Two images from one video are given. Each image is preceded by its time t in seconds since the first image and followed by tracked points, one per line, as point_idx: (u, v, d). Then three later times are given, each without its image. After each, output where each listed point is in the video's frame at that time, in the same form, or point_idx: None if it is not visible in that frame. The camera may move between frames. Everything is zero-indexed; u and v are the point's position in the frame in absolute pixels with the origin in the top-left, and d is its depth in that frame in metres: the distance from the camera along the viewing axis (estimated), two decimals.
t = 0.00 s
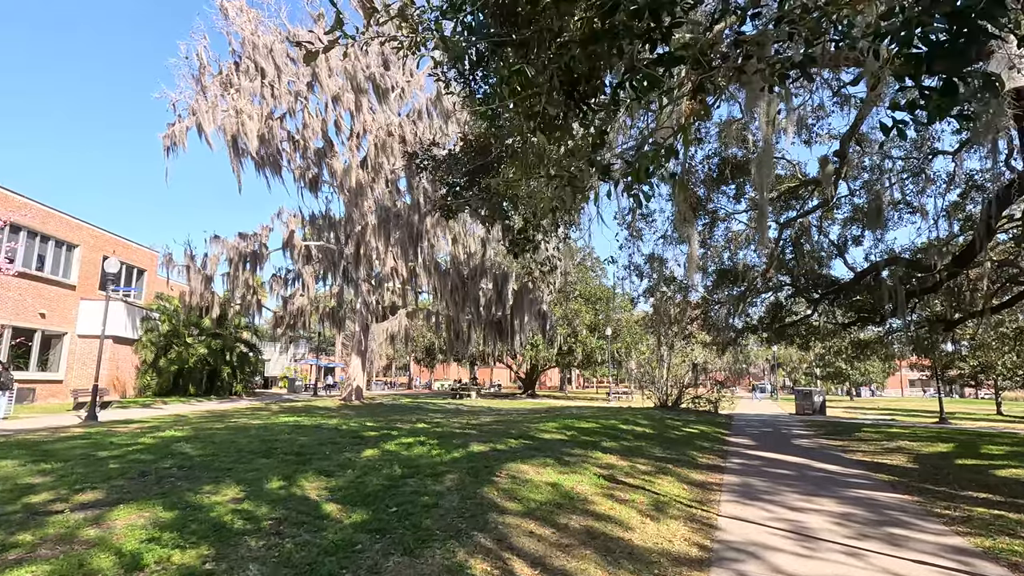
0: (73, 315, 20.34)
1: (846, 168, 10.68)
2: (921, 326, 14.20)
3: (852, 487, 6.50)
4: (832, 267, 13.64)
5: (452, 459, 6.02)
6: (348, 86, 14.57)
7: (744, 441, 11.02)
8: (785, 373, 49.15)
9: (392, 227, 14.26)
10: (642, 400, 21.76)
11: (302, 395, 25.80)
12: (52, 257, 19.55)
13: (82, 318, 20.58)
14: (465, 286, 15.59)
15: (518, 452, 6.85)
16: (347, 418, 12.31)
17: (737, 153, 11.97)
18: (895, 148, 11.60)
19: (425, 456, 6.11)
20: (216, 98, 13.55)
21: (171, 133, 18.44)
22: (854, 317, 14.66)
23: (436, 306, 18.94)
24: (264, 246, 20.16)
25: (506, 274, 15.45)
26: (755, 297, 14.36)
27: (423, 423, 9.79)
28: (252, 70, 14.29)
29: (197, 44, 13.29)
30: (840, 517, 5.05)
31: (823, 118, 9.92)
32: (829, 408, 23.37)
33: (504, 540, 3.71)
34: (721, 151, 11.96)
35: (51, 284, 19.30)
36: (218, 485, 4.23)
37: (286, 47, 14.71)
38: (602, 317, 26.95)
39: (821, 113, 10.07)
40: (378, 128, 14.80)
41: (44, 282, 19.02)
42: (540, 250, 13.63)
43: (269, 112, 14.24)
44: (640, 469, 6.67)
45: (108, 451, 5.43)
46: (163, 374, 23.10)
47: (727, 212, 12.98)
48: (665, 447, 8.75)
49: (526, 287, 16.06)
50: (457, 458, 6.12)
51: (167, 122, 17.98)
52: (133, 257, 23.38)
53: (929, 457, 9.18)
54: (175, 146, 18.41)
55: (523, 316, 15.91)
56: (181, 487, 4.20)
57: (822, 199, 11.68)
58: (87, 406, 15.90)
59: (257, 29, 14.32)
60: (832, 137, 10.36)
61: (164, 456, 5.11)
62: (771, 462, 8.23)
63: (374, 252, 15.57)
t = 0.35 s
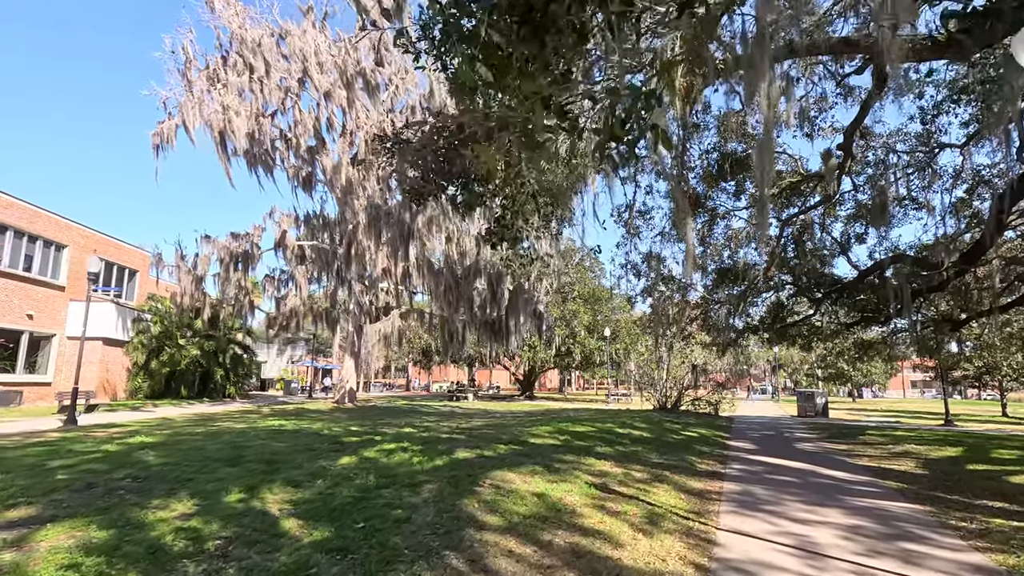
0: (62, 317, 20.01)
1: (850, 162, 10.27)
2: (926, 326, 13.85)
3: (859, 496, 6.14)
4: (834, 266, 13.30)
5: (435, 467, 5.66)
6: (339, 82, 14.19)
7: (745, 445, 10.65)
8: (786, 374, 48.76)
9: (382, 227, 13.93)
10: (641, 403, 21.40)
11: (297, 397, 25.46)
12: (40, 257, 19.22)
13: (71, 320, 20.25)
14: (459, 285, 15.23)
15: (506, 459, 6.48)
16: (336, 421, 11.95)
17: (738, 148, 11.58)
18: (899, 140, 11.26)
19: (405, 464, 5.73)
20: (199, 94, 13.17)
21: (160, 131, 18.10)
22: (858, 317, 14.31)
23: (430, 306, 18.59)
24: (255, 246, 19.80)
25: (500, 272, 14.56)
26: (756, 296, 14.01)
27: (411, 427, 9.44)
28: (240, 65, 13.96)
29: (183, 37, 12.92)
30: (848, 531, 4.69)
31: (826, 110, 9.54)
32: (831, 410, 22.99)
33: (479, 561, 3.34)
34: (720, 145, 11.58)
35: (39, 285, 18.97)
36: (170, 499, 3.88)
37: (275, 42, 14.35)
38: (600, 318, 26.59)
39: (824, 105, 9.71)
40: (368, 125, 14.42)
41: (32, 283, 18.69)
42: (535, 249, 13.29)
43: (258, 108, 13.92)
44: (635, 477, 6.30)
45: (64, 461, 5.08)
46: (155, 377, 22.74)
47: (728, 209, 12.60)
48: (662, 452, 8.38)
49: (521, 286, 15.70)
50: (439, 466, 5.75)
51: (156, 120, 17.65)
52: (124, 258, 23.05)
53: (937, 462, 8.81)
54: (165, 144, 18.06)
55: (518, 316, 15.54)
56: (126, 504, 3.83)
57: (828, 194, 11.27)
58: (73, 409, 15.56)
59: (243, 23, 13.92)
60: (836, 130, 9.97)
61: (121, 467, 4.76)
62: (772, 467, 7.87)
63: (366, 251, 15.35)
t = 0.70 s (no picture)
0: (49, 320, 19.63)
1: (851, 158, 9.96)
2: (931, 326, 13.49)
3: (869, 506, 5.77)
4: (837, 265, 12.97)
5: (414, 477, 5.27)
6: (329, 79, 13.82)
7: (746, 450, 10.28)
8: (787, 376, 48.40)
9: (373, 227, 13.61)
10: (640, 406, 21.01)
11: (290, 402, 25.05)
12: (27, 259, 18.86)
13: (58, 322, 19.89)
14: (451, 287, 14.83)
15: (492, 467, 6.11)
16: (324, 425, 11.60)
17: (737, 144, 11.29)
18: (902, 135, 10.96)
19: (382, 473, 5.35)
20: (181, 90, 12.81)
21: (149, 130, 17.78)
22: (861, 318, 13.96)
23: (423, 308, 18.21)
24: (246, 247, 19.45)
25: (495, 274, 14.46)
26: (756, 297, 13.64)
27: (399, 432, 9.08)
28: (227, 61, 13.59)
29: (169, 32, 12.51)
30: (859, 546, 4.33)
31: (828, 102, 9.22)
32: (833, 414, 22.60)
33: None
34: (718, 141, 11.28)
35: (26, 287, 18.60)
36: (112, 515, 3.51)
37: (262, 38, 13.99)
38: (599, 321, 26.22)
39: (825, 97, 9.41)
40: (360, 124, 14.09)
41: (18, 285, 18.30)
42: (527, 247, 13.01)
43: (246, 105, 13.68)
44: (629, 486, 5.93)
45: (14, 471, 4.71)
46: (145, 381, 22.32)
47: (727, 208, 12.29)
48: (659, 459, 8.01)
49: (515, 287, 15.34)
50: (419, 474, 5.39)
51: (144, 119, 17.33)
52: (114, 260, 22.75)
53: (946, 468, 8.44)
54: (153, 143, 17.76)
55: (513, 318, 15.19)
56: (61, 522, 3.45)
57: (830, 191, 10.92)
58: (56, 415, 15.17)
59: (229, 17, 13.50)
60: (837, 125, 9.68)
61: (72, 478, 4.40)
62: (775, 474, 7.50)
63: (358, 252, 15.07)
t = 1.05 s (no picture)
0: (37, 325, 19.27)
1: (854, 156, 9.62)
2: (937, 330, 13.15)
3: (879, 521, 5.38)
4: (838, 268, 12.61)
5: (389, 490, 4.89)
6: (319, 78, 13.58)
7: (746, 459, 9.89)
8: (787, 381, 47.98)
9: (363, 229, 13.25)
10: (638, 413, 20.60)
11: (283, 408, 24.63)
12: (14, 263, 18.53)
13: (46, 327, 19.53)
14: (445, 291, 14.51)
15: (476, 478, 5.72)
16: (310, 432, 11.22)
17: (736, 143, 10.96)
18: (905, 132, 10.64)
19: (355, 486, 4.96)
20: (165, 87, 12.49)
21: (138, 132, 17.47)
22: (864, 322, 13.61)
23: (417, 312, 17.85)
24: (237, 250, 19.08)
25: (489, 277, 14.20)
26: (756, 300, 13.29)
27: (384, 440, 8.69)
28: (215, 60, 13.36)
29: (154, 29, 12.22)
30: (871, 567, 3.94)
31: (831, 97, 8.90)
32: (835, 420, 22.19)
33: None
34: (717, 140, 10.95)
35: (12, 292, 18.25)
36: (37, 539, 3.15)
37: (251, 38, 13.77)
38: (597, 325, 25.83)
39: (827, 92, 9.10)
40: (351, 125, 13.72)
41: (4, 289, 17.95)
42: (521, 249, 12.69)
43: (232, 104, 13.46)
44: (622, 499, 5.54)
45: None
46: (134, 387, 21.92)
47: (726, 208, 11.94)
48: (657, 468, 7.60)
49: (509, 290, 15.03)
50: (395, 487, 4.99)
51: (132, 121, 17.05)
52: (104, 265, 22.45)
53: (958, 477, 8.04)
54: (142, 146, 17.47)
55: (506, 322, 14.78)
56: None
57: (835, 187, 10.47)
58: (39, 422, 14.80)
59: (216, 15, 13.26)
60: (840, 122, 9.36)
61: (10, 495, 4.03)
62: (779, 485, 7.11)
63: (349, 255, 14.76)
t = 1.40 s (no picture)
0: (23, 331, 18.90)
1: (859, 154, 9.28)
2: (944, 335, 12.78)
3: (891, 541, 4.98)
4: (841, 272, 12.30)
5: (359, 509, 4.50)
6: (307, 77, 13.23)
7: (747, 470, 9.49)
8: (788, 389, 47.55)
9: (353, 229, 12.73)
10: (637, 421, 20.19)
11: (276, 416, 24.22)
12: None
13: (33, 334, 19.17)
14: (437, 296, 14.17)
15: (457, 495, 5.32)
16: (295, 443, 10.84)
17: (734, 144, 10.66)
18: (910, 131, 10.34)
19: (322, 503, 4.57)
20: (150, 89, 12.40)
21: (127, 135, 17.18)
22: (868, 327, 13.25)
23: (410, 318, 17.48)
24: (227, 255, 18.73)
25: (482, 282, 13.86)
26: (757, 305, 12.93)
27: (367, 451, 8.30)
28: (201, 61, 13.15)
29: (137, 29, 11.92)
30: None
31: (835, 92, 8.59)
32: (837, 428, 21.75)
33: None
34: (715, 141, 10.64)
35: None
36: None
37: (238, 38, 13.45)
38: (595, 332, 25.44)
39: (829, 90, 8.83)
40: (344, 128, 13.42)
41: None
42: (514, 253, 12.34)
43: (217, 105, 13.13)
44: (614, 517, 5.14)
45: None
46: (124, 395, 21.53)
47: (725, 211, 11.61)
48: (652, 482, 7.20)
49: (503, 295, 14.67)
50: (365, 505, 4.61)
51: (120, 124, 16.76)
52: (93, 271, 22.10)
53: (970, 490, 7.64)
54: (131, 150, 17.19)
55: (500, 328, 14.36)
56: None
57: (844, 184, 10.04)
58: (21, 431, 14.41)
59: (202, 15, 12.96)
60: (843, 121, 9.04)
61: None
62: (782, 500, 6.71)
63: (340, 259, 14.40)
